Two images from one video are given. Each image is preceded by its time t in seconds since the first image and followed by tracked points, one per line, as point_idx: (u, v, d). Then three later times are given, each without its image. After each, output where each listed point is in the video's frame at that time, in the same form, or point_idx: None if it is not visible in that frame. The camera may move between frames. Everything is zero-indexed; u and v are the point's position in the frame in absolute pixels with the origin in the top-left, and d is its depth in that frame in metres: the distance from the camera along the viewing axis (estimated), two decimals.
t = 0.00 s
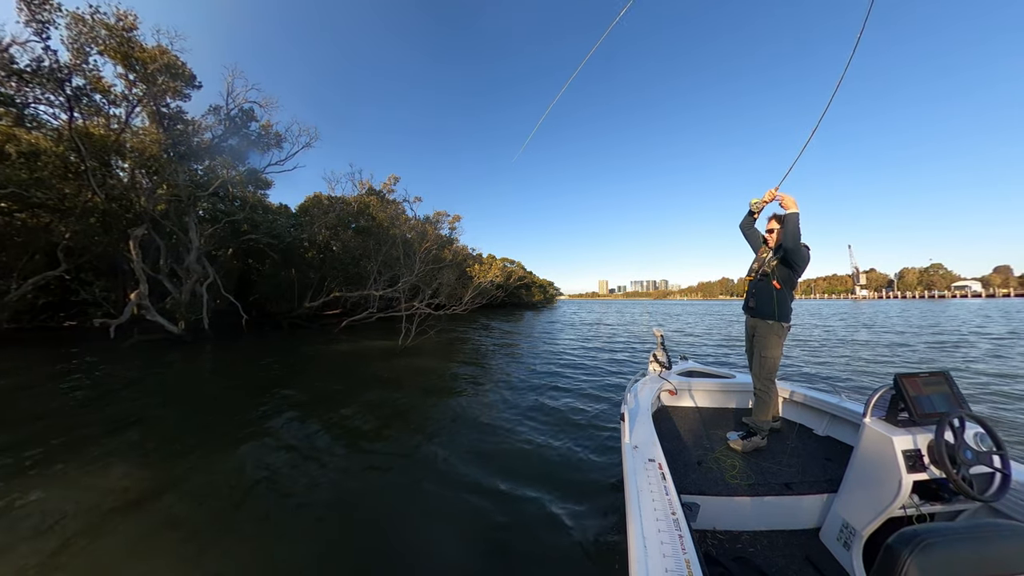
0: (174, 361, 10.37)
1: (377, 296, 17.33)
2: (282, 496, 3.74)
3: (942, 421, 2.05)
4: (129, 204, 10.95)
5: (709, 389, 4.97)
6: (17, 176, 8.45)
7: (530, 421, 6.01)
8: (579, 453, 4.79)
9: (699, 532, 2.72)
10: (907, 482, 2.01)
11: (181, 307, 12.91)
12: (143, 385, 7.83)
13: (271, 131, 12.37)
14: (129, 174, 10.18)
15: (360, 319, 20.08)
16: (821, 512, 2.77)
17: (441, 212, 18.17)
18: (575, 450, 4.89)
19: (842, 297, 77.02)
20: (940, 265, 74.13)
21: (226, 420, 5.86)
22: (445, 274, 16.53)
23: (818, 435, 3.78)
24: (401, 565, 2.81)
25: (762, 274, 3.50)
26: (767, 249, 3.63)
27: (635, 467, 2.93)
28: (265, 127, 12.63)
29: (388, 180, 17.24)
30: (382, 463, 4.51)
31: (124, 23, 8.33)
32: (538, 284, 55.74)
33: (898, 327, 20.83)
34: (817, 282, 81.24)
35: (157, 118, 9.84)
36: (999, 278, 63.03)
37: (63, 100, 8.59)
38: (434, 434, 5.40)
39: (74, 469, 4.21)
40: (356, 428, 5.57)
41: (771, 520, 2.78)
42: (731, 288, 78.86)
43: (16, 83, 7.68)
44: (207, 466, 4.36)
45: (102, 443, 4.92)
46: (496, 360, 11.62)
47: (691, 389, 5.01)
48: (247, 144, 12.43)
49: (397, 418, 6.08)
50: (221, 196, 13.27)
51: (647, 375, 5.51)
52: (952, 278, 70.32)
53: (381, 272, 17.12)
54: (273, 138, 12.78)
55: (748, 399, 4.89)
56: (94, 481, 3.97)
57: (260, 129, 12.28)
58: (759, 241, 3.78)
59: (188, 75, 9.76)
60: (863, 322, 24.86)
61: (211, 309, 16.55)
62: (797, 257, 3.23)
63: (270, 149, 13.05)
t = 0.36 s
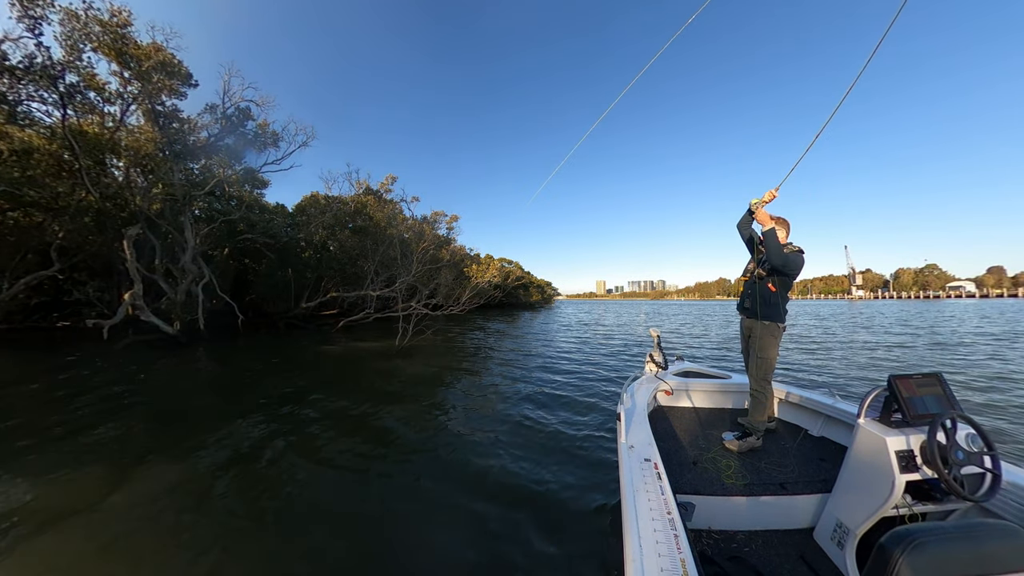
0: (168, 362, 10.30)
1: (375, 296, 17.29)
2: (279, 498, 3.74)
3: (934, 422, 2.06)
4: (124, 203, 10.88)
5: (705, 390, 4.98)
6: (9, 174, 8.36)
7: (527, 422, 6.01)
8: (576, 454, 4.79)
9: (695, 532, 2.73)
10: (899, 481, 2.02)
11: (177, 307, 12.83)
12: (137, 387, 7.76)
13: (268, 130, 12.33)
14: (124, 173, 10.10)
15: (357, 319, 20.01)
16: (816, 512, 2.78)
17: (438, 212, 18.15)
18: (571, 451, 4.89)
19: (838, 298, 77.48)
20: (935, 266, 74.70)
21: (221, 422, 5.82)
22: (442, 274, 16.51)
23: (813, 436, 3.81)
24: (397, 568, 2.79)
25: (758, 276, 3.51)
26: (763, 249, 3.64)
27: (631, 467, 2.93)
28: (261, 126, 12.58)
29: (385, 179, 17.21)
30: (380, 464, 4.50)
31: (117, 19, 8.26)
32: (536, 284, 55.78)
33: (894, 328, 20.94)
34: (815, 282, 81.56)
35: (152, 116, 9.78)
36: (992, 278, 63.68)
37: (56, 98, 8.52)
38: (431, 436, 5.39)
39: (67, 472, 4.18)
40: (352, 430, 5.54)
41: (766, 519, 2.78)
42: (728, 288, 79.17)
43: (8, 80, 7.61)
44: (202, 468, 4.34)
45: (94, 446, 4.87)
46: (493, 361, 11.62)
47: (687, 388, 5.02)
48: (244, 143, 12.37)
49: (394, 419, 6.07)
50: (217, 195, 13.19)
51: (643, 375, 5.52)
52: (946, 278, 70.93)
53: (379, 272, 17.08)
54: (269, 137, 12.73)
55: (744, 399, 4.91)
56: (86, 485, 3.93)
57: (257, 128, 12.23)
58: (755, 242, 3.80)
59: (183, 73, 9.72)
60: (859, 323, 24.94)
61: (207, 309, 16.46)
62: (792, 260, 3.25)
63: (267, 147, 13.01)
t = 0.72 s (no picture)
0: (162, 364, 10.20)
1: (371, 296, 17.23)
2: (273, 500, 3.70)
3: (926, 419, 2.09)
4: (117, 202, 10.80)
5: (700, 390, 5.01)
6: None
7: (524, 423, 6.01)
8: (573, 455, 4.80)
9: (691, 531, 2.74)
10: (892, 478, 2.05)
11: (171, 307, 12.71)
12: (130, 389, 7.69)
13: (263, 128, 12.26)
14: (118, 172, 9.99)
15: (354, 320, 19.93)
16: (811, 509, 2.80)
17: (435, 212, 18.14)
18: (569, 451, 4.90)
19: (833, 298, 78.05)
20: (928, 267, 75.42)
21: (215, 423, 5.78)
22: (439, 275, 16.49)
23: (808, 434, 3.84)
24: (393, 569, 2.79)
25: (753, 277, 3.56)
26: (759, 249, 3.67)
27: (628, 467, 2.94)
28: (257, 124, 12.51)
29: (382, 179, 17.16)
30: (374, 465, 4.46)
31: (110, 14, 8.18)
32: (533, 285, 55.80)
33: (887, 328, 21.17)
34: (809, 283, 82.20)
35: (146, 113, 9.70)
36: (984, 279, 64.45)
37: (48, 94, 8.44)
38: (427, 437, 5.38)
39: (58, 475, 4.13)
40: (348, 431, 5.52)
41: (763, 518, 2.80)
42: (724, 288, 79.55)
43: None
44: (196, 470, 4.30)
45: (87, 449, 4.83)
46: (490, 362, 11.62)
47: (682, 387, 5.05)
48: (239, 142, 12.31)
49: (390, 420, 6.05)
50: (211, 194, 13.09)
51: (639, 375, 5.54)
52: (938, 279, 71.69)
53: (375, 272, 17.02)
54: (265, 135, 12.67)
55: (740, 399, 4.93)
56: (78, 488, 3.88)
57: (252, 126, 12.16)
58: (751, 241, 3.82)
59: (178, 70, 9.66)
60: (853, 323, 25.20)
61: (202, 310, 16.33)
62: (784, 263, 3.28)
63: (263, 146, 12.95)
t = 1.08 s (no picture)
0: (153, 365, 10.07)
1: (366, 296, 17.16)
2: (262, 505, 3.65)
3: (918, 417, 2.12)
4: (109, 199, 10.68)
5: (695, 389, 5.04)
6: None
7: (520, 424, 6.01)
8: (569, 455, 4.81)
9: (688, 530, 2.75)
10: (885, 475, 2.08)
11: (163, 308, 12.55)
12: (120, 390, 7.58)
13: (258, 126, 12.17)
14: (109, 169, 9.87)
15: (349, 320, 19.83)
16: (806, 507, 2.83)
17: (431, 212, 18.10)
18: (565, 452, 4.90)
19: (826, 299, 78.85)
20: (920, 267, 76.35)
21: (208, 426, 5.72)
22: (435, 274, 16.46)
23: (802, 433, 3.87)
24: (388, 572, 2.77)
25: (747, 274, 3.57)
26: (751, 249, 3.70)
27: (623, 467, 2.95)
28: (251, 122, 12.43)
29: (378, 178, 17.09)
30: (367, 468, 4.44)
31: (101, 8, 8.08)
32: (529, 285, 55.87)
33: (880, 328, 21.40)
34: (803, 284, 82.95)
35: (138, 110, 9.60)
36: (973, 280, 65.55)
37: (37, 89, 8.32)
38: (423, 438, 5.36)
39: (46, 479, 4.06)
40: (343, 433, 5.48)
41: (758, 517, 2.81)
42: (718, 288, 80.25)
43: None
44: (188, 473, 4.25)
45: (76, 451, 4.76)
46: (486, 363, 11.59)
47: (677, 387, 5.08)
48: (234, 140, 12.20)
49: (386, 421, 6.03)
50: (205, 192, 12.96)
51: (635, 375, 5.56)
52: (929, 279, 72.72)
53: (371, 272, 16.95)
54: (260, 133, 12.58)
55: (735, 398, 4.97)
56: (67, 492, 3.82)
57: (247, 124, 12.07)
58: (743, 241, 3.85)
59: (171, 67, 9.57)
60: (846, 323, 25.45)
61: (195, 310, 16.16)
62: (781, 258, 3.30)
63: (257, 144, 12.86)
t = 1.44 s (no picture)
0: (144, 366, 9.94)
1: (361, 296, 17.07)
2: (239, 512, 3.54)
3: (906, 415, 2.16)
4: (97, 196, 10.50)
5: (689, 389, 5.08)
6: None
7: (515, 424, 6.02)
8: (564, 456, 4.82)
9: (682, 528, 2.77)
10: (875, 472, 2.13)
11: (153, 308, 12.38)
12: (109, 392, 7.47)
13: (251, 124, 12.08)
14: (98, 166, 9.74)
15: (343, 320, 19.71)
16: (798, 504, 2.86)
17: (426, 212, 18.07)
18: (561, 453, 4.91)
19: (818, 300, 79.84)
20: (909, 268, 77.51)
21: (200, 428, 5.66)
22: (430, 275, 16.43)
23: (794, 431, 3.92)
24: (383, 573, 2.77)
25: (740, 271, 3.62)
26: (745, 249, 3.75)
27: (618, 466, 2.96)
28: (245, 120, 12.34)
29: (373, 177, 17.04)
30: (350, 472, 4.34)
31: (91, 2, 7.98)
32: (524, 286, 55.97)
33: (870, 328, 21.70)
34: (796, 285, 83.75)
35: (128, 105, 9.49)
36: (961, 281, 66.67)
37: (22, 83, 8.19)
38: (418, 439, 5.35)
39: (33, 482, 3.99)
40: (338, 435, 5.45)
41: (752, 514, 2.84)
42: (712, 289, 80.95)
43: None
44: (179, 477, 4.19)
45: (64, 455, 4.68)
46: (481, 364, 11.58)
47: (672, 386, 5.11)
48: (227, 137, 12.09)
49: (381, 423, 6.00)
50: (197, 190, 12.83)
51: (629, 375, 5.59)
52: (918, 280, 73.85)
53: (365, 272, 16.87)
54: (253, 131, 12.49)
55: (728, 398, 5.02)
56: (53, 497, 3.74)
57: (240, 122, 11.97)
58: (738, 241, 3.87)
59: (163, 62, 9.47)
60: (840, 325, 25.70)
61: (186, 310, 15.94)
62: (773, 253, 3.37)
63: (251, 142, 12.77)
